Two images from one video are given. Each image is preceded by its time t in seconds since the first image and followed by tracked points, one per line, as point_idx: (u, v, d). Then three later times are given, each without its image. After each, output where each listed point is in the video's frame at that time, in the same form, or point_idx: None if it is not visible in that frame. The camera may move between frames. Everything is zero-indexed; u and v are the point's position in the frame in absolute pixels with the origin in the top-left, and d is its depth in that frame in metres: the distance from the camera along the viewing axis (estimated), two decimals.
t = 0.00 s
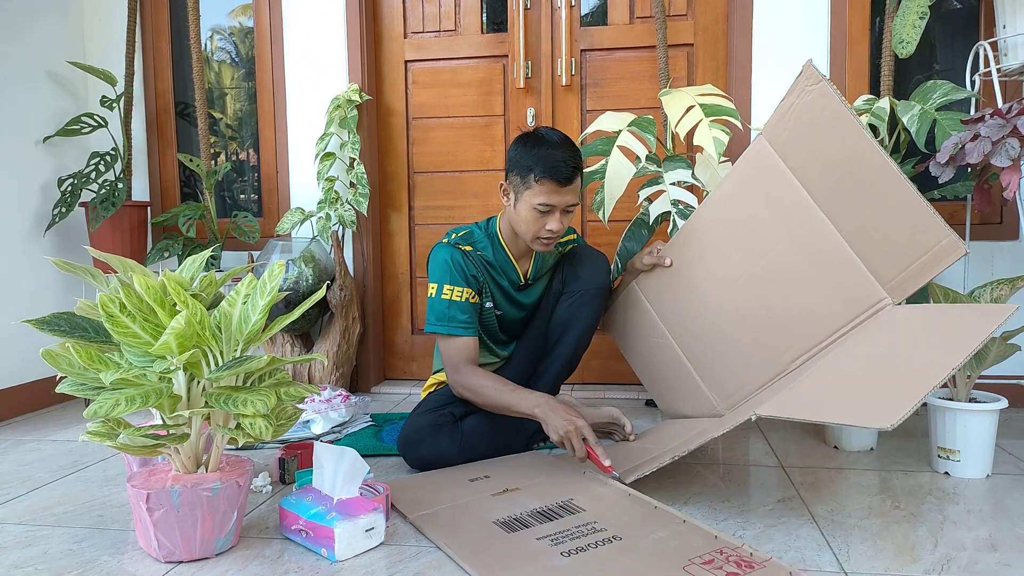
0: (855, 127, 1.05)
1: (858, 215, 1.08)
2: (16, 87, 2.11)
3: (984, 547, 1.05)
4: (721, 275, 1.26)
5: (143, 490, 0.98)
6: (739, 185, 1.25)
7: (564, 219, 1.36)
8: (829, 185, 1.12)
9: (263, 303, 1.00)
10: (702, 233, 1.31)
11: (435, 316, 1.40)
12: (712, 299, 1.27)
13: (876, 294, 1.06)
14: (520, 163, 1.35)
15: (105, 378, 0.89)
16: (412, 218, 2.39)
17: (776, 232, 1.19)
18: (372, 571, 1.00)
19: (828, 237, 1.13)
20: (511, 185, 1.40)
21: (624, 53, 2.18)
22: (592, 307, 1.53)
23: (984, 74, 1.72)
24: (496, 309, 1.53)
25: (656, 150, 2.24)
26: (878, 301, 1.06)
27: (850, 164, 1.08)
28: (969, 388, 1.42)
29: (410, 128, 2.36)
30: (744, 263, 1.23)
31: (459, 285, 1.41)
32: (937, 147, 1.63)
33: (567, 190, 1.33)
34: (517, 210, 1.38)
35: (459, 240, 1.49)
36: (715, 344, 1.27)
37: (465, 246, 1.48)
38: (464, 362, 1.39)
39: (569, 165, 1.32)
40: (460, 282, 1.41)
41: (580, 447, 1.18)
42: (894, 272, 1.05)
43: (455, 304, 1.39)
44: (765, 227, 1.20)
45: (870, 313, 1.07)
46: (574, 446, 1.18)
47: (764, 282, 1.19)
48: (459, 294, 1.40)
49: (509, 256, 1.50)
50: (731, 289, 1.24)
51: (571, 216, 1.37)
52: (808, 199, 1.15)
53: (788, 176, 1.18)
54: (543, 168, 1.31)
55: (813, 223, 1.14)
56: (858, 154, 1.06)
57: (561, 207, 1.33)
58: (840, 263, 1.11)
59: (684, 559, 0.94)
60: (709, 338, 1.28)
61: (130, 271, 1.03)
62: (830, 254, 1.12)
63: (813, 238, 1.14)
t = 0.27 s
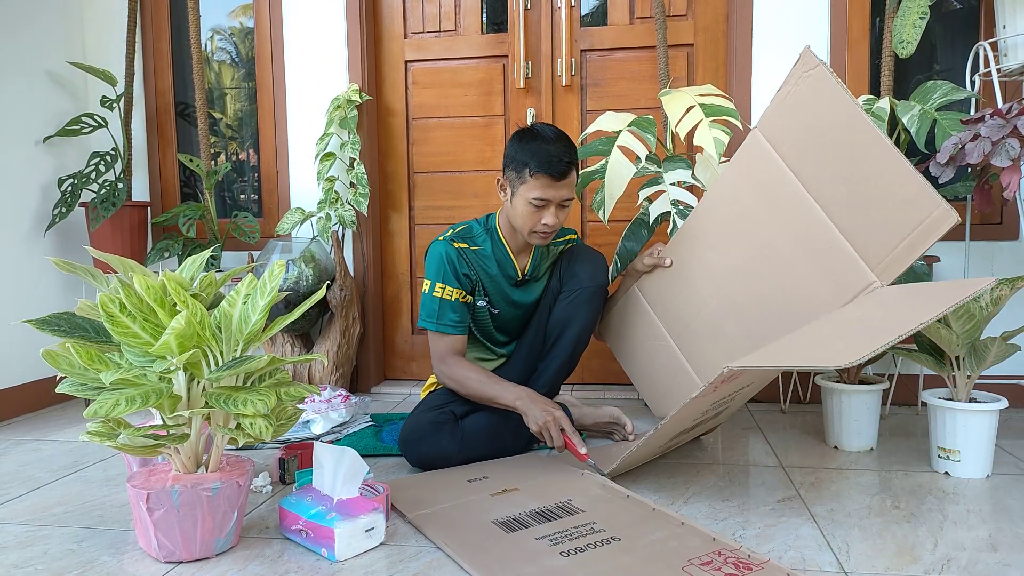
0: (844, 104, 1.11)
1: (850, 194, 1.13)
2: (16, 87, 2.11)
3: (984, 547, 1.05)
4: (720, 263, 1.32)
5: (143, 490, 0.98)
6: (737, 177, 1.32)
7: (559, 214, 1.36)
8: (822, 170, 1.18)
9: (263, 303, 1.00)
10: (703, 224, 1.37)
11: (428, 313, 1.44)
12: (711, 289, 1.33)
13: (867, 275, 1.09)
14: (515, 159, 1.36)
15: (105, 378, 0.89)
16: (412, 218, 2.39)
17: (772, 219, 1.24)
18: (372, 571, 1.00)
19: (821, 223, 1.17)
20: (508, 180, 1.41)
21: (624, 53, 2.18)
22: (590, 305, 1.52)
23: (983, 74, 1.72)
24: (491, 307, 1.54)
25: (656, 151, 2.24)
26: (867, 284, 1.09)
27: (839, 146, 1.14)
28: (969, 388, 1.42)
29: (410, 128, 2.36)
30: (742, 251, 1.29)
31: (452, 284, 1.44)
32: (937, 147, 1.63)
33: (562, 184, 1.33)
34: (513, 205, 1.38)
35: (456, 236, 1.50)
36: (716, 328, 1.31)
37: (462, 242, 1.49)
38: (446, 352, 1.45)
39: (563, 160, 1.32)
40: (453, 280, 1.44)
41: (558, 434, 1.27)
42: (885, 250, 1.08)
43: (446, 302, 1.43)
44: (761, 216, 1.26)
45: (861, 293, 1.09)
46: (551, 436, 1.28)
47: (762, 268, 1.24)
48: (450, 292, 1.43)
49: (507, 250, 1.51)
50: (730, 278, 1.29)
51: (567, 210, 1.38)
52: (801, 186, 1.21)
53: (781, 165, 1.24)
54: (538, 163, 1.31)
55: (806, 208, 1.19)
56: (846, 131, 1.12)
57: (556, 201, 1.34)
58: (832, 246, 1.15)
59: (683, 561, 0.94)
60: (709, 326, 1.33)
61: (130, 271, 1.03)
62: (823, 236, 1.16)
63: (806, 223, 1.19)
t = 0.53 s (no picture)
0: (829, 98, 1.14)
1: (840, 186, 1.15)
2: (16, 87, 2.11)
3: (984, 547, 1.05)
4: (716, 261, 1.33)
5: (143, 490, 0.98)
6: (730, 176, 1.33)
7: (559, 215, 1.36)
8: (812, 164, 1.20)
9: (263, 302, 1.00)
10: (699, 222, 1.38)
11: (428, 312, 1.44)
12: (710, 285, 1.33)
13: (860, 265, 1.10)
14: (516, 159, 1.36)
15: (105, 378, 0.89)
16: (412, 218, 2.39)
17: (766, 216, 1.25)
18: (372, 571, 1.00)
19: (814, 216, 1.18)
20: (509, 180, 1.41)
21: (624, 53, 2.18)
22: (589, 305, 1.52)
23: (983, 74, 1.72)
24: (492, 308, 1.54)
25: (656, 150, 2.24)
26: (861, 273, 1.10)
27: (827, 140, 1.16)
28: (969, 388, 1.42)
29: (410, 128, 2.35)
30: (738, 249, 1.29)
31: (453, 284, 1.44)
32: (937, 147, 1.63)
33: (562, 186, 1.33)
34: (513, 205, 1.38)
35: (457, 236, 1.50)
36: (713, 323, 1.32)
37: (463, 243, 1.49)
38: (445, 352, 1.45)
39: (563, 161, 1.32)
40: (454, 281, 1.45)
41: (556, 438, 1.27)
42: (874, 239, 1.11)
43: (446, 302, 1.43)
44: (756, 214, 1.27)
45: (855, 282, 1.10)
46: (548, 439, 1.28)
47: (759, 265, 1.25)
48: (451, 293, 1.44)
49: (508, 249, 1.51)
50: (725, 275, 1.30)
51: (567, 211, 1.37)
52: (793, 181, 1.23)
53: (775, 162, 1.26)
54: (538, 163, 1.31)
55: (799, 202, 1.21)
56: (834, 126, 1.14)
57: (556, 202, 1.33)
58: (825, 239, 1.16)
59: (686, 564, 0.94)
60: (706, 324, 1.33)
61: (130, 271, 1.03)
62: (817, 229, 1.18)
63: (800, 218, 1.20)
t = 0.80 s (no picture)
0: (833, 88, 1.16)
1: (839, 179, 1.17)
2: (16, 87, 2.11)
3: (985, 546, 1.05)
4: (716, 255, 1.33)
5: (143, 490, 0.98)
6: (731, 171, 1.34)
7: (559, 221, 1.37)
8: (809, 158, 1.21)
9: (263, 302, 1.00)
10: (699, 218, 1.38)
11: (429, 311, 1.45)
12: (710, 280, 1.33)
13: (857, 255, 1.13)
14: (518, 164, 1.36)
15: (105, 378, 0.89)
16: (412, 218, 2.39)
17: (766, 210, 1.26)
18: (372, 571, 1.00)
19: (812, 209, 1.20)
20: (510, 183, 1.41)
21: (624, 52, 2.18)
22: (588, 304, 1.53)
23: (983, 74, 1.72)
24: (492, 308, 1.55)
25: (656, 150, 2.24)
26: (860, 264, 1.12)
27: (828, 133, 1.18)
28: (969, 388, 1.42)
29: (410, 128, 2.36)
30: (738, 247, 1.30)
31: (454, 283, 1.46)
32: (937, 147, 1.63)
33: (563, 195, 1.33)
34: (514, 209, 1.39)
35: (455, 237, 1.52)
36: (712, 317, 1.32)
37: (461, 244, 1.50)
38: (450, 352, 1.45)
39: (563, 170, 1.31)
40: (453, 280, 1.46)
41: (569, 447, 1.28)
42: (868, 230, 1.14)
43: (449, 301, 1.44)
44: (756, 208, 1.28)
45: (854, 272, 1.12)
46: (559, 449, 1.28)
47: (758, 258, 1.26)
48: (453, 292, 1.45)
49: (507, 246, 1.52)
50: (725, 269, 1.31)
51: (567, 216, 1.38)
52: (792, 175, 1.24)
53: (775, 156, 1.27)
54: (539, 172, 1.31)
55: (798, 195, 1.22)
56: (837, 118, 1.16)
57: (556, 210, 1.34)
58: (823, 230, 1.18)
59: (694, 564, 0.94)
60: (705, 319, 1.33)
61: (130, 271, 1.03)
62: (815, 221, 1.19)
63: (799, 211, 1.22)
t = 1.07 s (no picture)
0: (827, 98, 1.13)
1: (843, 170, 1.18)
2: (16, 86, 2.11)
3: (985, 546, 1.05)
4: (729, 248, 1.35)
5: (143, 490, 0.98)
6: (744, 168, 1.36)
7: (561, 215, 1.38)
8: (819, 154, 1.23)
9: (263, 302, 1.00)
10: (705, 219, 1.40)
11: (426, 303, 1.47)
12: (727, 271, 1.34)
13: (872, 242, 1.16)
14: (518, 160, 1.37)
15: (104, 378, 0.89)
16: (412, 217, 2.39)
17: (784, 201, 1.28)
18: (372, 571, 1.00)
19: (823, 202, 1.23)
20: (511, 178, 1.42)
21: (625, 52, 2.18)
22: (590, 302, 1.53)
23: (984, 73, 1.72)
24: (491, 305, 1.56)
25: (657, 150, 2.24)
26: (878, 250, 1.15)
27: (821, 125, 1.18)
28: (969, 388, 1.42)
29: (410, 127, 2.35)
30: (745, 244, 1.31)
31: (447, 275, 1.47)
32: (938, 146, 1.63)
33: (564, 189, 1.34)
34: (515, 204, 1.40)
35: (457, 229, 1.53)
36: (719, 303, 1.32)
37: (462, 236, 1.52)
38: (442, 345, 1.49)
39: (563, 164, 1.32)
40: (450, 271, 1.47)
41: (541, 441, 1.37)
42: (884, 220, 1.14)
43: (440, 293, 1.46)
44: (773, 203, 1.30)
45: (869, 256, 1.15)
46: (530, 442, 1.37)
47: (773, 252, 1.28)
48: (445, 284, 1.46)
49: (511, 241, 1.54)
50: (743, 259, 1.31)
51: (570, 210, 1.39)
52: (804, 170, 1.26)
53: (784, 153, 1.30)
54: (540, 167, 1.32)
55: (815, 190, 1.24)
56: (830, 119, 1.14)
57: (558, 204, 1.35)
58: (840, 221, 1.20)
59: (693, 564, 0.94)
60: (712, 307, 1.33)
61: (130, 271, 1.03)
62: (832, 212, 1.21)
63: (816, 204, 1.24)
